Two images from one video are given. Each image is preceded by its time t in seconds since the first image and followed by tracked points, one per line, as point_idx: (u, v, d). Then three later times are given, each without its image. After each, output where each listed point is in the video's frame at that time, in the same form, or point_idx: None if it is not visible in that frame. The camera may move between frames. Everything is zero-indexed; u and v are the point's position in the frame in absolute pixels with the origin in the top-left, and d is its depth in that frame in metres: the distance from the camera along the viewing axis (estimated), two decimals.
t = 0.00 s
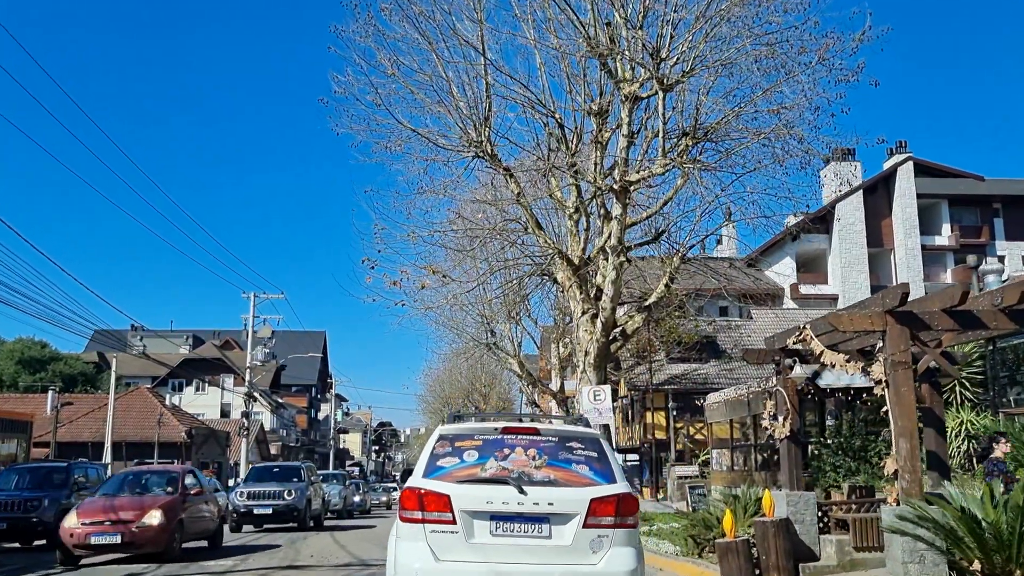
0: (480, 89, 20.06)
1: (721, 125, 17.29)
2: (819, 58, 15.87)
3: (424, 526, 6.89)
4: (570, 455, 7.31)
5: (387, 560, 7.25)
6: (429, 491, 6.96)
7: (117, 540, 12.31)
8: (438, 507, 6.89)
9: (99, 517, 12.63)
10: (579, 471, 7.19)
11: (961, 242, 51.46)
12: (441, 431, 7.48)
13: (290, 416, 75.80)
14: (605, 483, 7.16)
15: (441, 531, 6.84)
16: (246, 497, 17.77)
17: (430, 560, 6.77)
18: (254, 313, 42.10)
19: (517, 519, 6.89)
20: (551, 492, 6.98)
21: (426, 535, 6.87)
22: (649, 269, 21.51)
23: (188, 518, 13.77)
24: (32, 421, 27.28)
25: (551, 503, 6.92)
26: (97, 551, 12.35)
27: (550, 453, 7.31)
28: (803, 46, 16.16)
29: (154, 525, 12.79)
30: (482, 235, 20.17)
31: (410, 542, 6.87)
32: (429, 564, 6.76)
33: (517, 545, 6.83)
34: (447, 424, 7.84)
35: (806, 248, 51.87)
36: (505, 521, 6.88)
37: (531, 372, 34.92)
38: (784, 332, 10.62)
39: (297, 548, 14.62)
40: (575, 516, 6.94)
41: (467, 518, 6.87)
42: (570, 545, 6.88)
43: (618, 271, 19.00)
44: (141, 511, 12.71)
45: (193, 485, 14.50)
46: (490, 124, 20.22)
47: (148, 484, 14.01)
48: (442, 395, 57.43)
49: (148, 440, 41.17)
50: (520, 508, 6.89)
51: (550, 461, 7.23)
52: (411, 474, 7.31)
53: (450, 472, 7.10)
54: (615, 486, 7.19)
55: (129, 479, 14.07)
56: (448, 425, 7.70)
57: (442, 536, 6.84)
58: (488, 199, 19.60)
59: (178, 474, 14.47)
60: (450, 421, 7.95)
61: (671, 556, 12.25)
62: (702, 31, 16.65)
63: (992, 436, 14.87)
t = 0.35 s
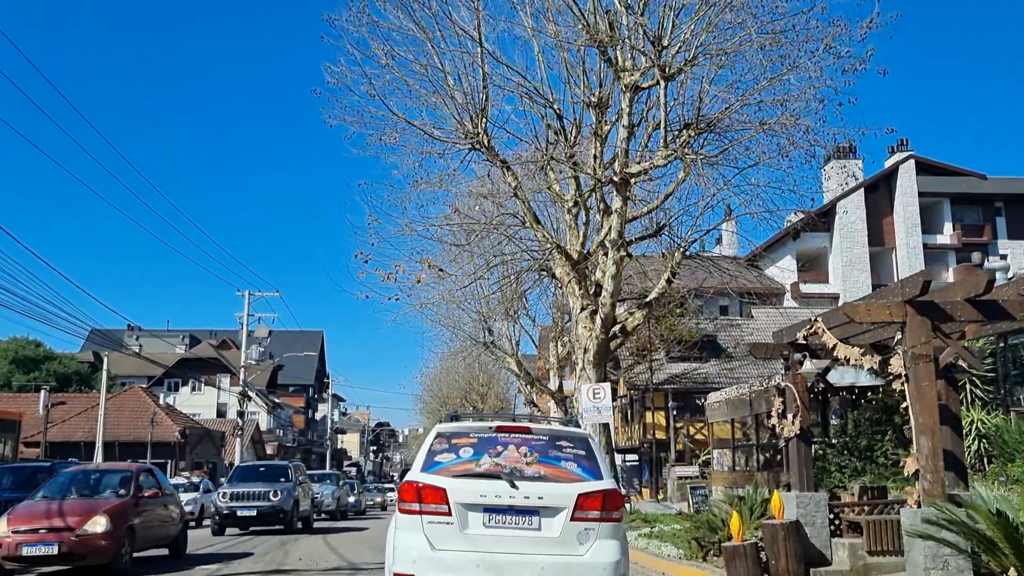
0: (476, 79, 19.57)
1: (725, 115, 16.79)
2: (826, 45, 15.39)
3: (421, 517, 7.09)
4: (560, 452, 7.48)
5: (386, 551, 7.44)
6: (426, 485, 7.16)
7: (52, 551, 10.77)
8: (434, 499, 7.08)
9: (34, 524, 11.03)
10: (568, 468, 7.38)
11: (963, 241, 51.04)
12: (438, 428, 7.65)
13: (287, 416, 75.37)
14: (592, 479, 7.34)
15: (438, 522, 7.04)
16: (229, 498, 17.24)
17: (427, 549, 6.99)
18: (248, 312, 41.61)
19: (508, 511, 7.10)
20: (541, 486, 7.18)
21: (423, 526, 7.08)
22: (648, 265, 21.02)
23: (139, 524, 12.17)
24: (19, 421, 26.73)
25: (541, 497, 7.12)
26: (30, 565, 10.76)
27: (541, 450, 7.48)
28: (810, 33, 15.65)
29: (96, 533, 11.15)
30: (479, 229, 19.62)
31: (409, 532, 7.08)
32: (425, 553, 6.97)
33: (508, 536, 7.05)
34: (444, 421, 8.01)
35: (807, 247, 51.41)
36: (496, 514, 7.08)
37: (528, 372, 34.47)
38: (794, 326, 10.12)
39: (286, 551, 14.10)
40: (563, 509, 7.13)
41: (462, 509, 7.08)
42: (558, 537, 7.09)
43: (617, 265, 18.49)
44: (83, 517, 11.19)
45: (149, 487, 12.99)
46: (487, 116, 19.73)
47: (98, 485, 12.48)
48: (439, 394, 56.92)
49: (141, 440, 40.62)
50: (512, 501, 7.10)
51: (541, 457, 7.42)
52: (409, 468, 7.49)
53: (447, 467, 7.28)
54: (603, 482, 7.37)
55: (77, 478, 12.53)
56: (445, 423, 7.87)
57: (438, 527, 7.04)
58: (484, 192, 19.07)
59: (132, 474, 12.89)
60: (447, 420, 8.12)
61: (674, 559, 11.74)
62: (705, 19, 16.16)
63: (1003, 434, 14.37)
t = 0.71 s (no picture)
0: (472, 67, 19.05)
1: (729, 102, 16.23)
2: (835, 29, 14.81)
3: (412, 516, 7.40)
4: (544, 452, 7.79)
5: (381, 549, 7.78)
6: (417, 486, 7.48)
7: None
8: (425, 500, 7.41)
9: None
10: (552, 467, 7.69)
11: (965, 239, 50.50)
12: (428, 432, 7.96)
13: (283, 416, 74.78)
14: (575, 478, 7.65)
15: (428, 521, 7.36)
16: (207, 499, 16.45)
17: (419, 547, 7.31)
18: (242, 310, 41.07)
19: (495, 510, 7.42)
20: (526, 486, 7.50)
21: (414, 524, 7.39)
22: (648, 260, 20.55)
23: (73, 533, 10.32)
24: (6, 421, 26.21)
25: (526, 496, 7.43)
26: None
27: (526, 451, 7.78)
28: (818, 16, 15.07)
29: (19, 542, 9.24)
30: (475, 222, 19.10)
31: (401, 530, 7.40)
32: (417, 550, 7.29)
33: (496, 533, 7.37)
34: (434, 426, 8.31)
35: (808, 245, 50.94)
36: (484, 512, 7.40)
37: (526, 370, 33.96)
38: (807, 316, 9.54)
39: (273, 554, 13.64)
40: (547, 507, 7.45)
41: (451, 509, 7.39)
42: (543, 533, 7.41)
43: (618, 259, 17.95)
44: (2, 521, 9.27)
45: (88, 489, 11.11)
46: (483, 105, 19.20)
47: (30, 485, 10.65)
48: (436, 394, 56.31)
49: (133, 439, 40.09)
50: (498, 500, 7.43)
51: (526, 457, 7.72)
52: (401, 471, 7.81)
53: (436, 468, 7.59)
54: (585, 480, 7.69)
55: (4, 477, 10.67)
56: (435, 427, 8.18)
57: (429, 526, 7.36)
58: (480, 184, 18.53)
59: (66, 473, 11.01)
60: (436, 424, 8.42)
61: (678, 563, 11.20)
62: (708, 2, 15.60)
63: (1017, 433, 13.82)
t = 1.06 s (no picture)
0: (465, 48, 18.30)
1: (733, 84, 15.56)
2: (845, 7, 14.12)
3: (405, 511, 7.53)
4: (531, 451, 7.95)
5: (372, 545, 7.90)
6: (409, 482, 7.61)
7: None
8: (417, 495, 7.54)
9: None
10: (538, 466, 7.85)
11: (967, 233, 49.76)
12: (420, 431, 8.09)
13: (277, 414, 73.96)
14: (560, 476, 7.82)
15: (420, 516, 7.49)
16: (177, 499, 15.63)
17: (411, 541, 7.43)
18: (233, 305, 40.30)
19: (483, 506, 7.56)
20: (514, 482, 7.66)
21: (406, 519, 7.51)
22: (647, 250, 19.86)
23: None
24: None
25: (514, 492, 7.60)
26: None
27: (513, 449, 7.93)
28: None
29: None
30: (468, 209, 18.36)
31: (393, 525, 7.52)
32: (409, 544, 7.42)
33: (486, 529, 7.51)
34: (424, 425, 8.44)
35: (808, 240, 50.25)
36: (474, 508, 7.54)
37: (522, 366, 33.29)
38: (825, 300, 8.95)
39: (254, 555, 12.98)
40: (534, 504, 7.62)
41: (442, 504, 7.53)
42: (530, 528, 7.57)
43: (617, 248, 17.23)
44: None
45: None
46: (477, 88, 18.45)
47: None
48: (431, 391, 55.46)
49: (122, 435, 39.39)
50: (487, 496, 7.57)
51: (514, 456, 7.88)
52: (392, 468, 7.94)
53: (428, 465, 7.74)
54: (570, 478, 7.88)
55: None
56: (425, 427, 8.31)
57: (420, 521, 7.49)
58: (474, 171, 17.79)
59: None
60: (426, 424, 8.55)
61: (683, 566, 10.51)
62: None
63: None
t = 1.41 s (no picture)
0: (462, 32, 17.60)
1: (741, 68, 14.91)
2: None
3: (397, 513, 7.47)
4: (520, 454, 7.88)
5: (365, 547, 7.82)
6: (402, 484, 7.54)
7: None
8: (410, 497, 7.47)
9: None
10: (526, 468, 7.78)
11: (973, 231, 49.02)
12: (413, 434, 8.00)
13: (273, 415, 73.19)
14: (548, 478, 7.76)
15: (413, 517, 7.43)
16: (144, 503, 14.85)
17: (403, 542, 7.37)
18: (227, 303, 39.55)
19: (474, 508, 7.49)
20: (504, 484, 7.60)
21: (398, 521, 7.46)
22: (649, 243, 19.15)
23: None
24: None
25: (504, 494, 7.54)
26: None
27: (503, 452, 7.86)
28: None
29: None
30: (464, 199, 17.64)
31: (386, 526, 7.46)
32: (402, 545, 7.36)
33: (476, 529, 7.45)
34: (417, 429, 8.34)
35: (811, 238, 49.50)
36: (465, 510, 7.47)
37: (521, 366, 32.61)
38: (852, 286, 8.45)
39: (236, 562, 12.28)
40: (523, 505, 7.55)
41: (434, 505, 7.46)
42: (519, 529, 7.51)
43: (619, 239, 16.53)
44: None
45: None
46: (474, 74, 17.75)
47: None
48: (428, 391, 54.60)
49: (114, 436, 38.67)
50: (477, 498, 7.50)
51: (503, 459, 7.81)
52: (385, 471, 7.87)
53: (420, 468, 7.67)
54: (557, 480, 7.81)
55: None
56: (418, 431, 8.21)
57: (413, 522, 7.43)
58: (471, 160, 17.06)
59: None
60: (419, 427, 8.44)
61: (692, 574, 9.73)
62: None
63: None
